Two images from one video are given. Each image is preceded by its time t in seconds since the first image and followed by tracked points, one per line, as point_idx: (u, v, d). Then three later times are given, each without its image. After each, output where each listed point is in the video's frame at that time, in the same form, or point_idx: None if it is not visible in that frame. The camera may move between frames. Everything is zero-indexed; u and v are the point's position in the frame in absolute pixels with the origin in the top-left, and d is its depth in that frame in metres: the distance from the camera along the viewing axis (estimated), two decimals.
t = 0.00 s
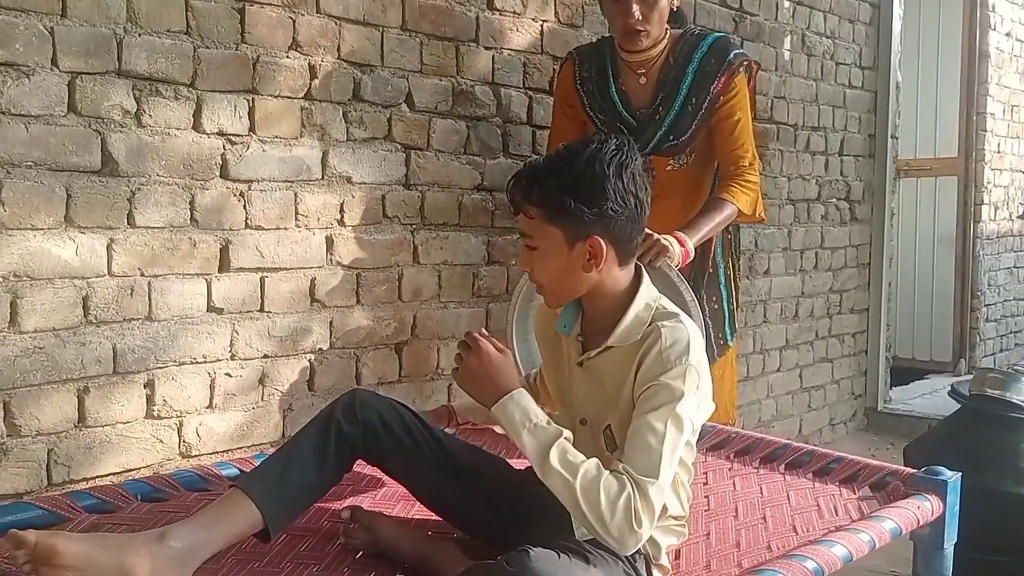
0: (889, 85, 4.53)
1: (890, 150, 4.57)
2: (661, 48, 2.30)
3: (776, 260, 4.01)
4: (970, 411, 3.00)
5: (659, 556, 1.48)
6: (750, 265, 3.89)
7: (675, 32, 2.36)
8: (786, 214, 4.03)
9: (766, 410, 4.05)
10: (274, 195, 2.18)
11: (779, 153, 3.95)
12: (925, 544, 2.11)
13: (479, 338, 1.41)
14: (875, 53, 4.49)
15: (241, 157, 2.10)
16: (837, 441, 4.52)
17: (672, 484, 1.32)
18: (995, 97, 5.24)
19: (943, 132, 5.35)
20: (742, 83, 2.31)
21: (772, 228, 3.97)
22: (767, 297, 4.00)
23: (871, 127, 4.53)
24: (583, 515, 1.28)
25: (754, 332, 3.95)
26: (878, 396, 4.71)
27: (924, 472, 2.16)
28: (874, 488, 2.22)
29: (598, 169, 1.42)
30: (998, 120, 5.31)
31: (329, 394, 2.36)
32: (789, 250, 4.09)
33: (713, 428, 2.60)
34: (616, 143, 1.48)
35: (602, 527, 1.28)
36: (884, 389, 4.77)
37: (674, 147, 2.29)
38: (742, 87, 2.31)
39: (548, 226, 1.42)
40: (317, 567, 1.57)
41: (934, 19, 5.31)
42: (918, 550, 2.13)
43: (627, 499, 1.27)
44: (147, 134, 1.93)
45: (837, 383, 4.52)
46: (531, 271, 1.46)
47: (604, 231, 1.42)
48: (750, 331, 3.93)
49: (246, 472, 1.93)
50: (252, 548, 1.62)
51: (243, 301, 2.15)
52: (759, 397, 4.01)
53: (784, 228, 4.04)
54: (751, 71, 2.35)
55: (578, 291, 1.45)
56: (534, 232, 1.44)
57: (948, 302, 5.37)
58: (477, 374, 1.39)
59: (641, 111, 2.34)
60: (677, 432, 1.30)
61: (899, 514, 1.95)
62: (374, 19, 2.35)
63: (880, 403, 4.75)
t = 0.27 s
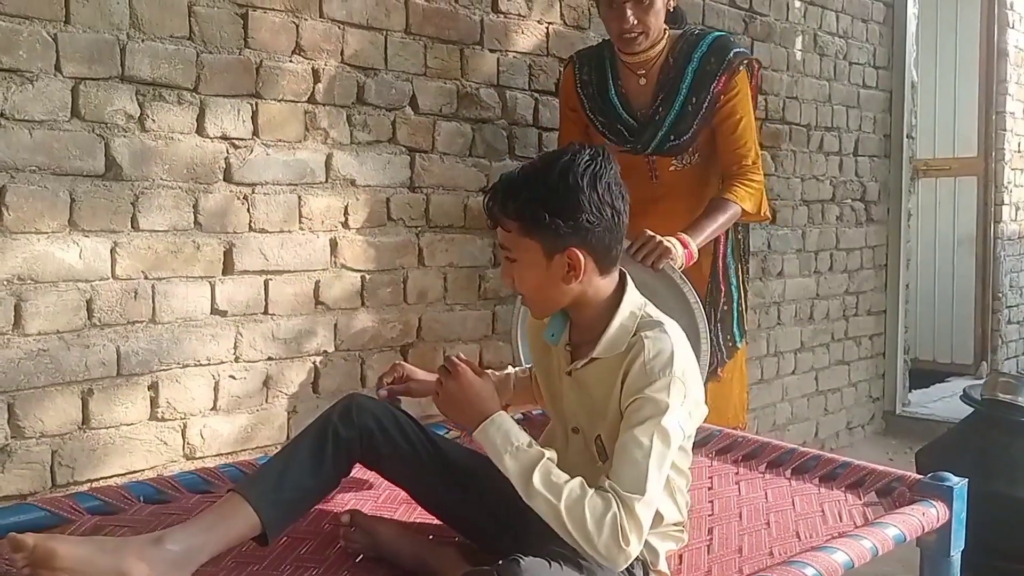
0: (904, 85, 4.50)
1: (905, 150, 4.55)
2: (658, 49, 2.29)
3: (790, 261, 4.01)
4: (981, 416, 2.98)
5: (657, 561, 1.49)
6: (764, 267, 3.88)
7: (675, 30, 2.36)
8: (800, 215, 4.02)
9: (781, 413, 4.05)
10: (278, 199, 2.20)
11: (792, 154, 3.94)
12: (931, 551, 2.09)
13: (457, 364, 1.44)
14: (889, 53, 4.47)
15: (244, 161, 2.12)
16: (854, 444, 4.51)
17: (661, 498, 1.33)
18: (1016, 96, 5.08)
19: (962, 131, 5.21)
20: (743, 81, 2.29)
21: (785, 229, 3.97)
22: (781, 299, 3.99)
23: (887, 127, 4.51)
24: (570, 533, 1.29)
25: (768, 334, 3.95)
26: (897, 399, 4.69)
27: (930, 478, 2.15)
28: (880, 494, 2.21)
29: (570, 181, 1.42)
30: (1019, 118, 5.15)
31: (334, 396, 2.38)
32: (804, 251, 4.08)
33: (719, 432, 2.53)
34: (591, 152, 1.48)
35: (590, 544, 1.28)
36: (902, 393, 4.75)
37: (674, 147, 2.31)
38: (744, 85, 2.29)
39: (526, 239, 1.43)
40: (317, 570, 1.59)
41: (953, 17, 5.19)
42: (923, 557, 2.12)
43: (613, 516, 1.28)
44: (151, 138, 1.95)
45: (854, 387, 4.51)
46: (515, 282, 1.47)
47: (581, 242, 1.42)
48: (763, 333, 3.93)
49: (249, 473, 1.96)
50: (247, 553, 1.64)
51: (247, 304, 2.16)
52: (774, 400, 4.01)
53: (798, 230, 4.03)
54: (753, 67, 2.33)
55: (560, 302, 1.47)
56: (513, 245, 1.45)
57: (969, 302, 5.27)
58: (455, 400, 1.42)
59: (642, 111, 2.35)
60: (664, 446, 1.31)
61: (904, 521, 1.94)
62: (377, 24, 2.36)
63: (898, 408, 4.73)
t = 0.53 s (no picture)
0: (915, 84, 4.47)
1: (918, 150, 4.53)
2: (659, 55, 2.28)
3: (802, 262, 3.99)
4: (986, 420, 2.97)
5: (655, 566, 1.49)
6: (776, 267, 3.87)
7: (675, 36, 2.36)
8: (811, 215, 4.01)
9: (795, 413, 4.04)
10: (282, 201, 2.20)
11: (803, 154, 3.92)
12: (933, 556, 2.08)
13: (405, 441, 1.40)
14: (899, 53, 4.45)
15: (248, 163, 2.12)
16: (869, 445, 4.50)
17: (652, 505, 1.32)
18: None
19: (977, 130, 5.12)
20: (745, 85, 2.29)
21: (796, 229, 3.95)
22: (793, 299, 3.98)
23: (899, 127, 4.49)
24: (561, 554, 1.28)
25: (780, 334, 3.93)
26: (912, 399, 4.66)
27: (932, 482, 2.13)
28: (882, 499, 2.19)
29: (565, 186, 1.44)
30: None
31: (339, 398, 2.38)
32: (815, 252, 4.06)
33: (722, 435, 2.51)
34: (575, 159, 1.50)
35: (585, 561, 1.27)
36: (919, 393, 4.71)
37: (678, 151, 2.30)
38: (745, 89, 2.29)
39: (526, 246, 1.42)
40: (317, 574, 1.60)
41: (967, 16, 5.11)
42: (925, 562, 2.11)
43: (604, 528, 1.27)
44: (153, 141, 1.96)
45: (868, 386, 4.49)
46: (509, 294, 1.45)
47: (580, 245, 1.44)
48: (775, 334, 3.91)
49: (250, 476, 1.98)
50: (245, 559, 1.65)
51: (250, 306, 2.17)
52: (787, 401, 4.00)
53: (809, 230, 4.01)
54: (753, 71, 2.33)
55: (555, 309, 1.47)
56: (508, 254, 1.43)
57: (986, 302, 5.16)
58: (415, 476, 1.38)
59: (644, 117, 2.34)
60: (652, 451, 1.31)
61: (902, 525, 1.92)
62: (381, 26, 2.37)
63: (915, 407, 4.69)
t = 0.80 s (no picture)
0: (922, 84, 4.45)
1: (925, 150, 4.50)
2: (664, 52, 2.28)
3: (809, 262, 3.97)
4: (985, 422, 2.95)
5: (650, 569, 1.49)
6: (782, 267, 3.85)
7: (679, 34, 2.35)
8: (818, 216, 3.99)
9: (801, 414, 4.02)
10: (284, 202, 2.20)
11: (809, 154, 3.91)
12: (930, 560, 2.07)
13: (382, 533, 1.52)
14: (907, 54, 4.43)
15: (249, 165, 2.12)
16: (877, 445, 4.48)
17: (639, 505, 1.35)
18: None
19: (986, 128, 4.98)
20: (748, 86, 2.28)
21: (803, 230, 3.93)
22: (799, 300, 3.96)
23: (906, 127, 4.47)
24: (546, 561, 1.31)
25: (786, 335, 3.92)
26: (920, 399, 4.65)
27: (928, 486, 2.13)
28: (878, 503, 2.18)
29: (549, 191, 1.44)
30: None
31: (341, 399, 2.38)
32: (822, 252, 4.05)
33: (723, 436, 2.49)
34: (560, 163, 1.50)
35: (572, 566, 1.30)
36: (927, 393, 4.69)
37: (680, 149, 2.29)
38: (747, 90, 2.29)
39: (514, 251, 1.42)
40: None
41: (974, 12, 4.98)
42: (922, 566, 2.10)
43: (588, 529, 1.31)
44: (154, 143, 1.96)
45: (876, 387, 4.47)
46: (503, 301, 1.46)
47: (569, 246, 1.44)
48: (782, 334, 3.90)
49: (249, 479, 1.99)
50: (244, 562, 1.65)
51: (252, 308, 2.17)
52: (794, 402, 3.98)
53: (816, 231, 3.99)
54: (756, 71, 2.33)
55: (548, 311, 1.47)
56: (499, 260, 1.44)
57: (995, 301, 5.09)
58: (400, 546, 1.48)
59: (647, 114, 2.33)
60: (638, 451, 1.33)
61: (897, 530, 1.91)
62: (384, 28, 2.36)
63: (922, 408, 4.67)
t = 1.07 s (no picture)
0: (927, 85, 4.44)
1: (930, 150, 4.49)
2: (669, 55, 2.28)
3: (812, 263, 3.96)
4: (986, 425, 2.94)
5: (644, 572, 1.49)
6: (785, 267, 3.84)
7: (685, 39, 2.34)
8: (821, 216, 3.98)
9: (804, 414, 4.02)
10: (285, 203, 2.20)
11: (813, 155, 3.90)
12: (925, 563, 2.07)
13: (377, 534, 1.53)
14: (912, 54, 4.41)
15: (250, 166, 2.12)
16: (880, 445, 4.48)
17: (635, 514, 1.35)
18: None
19: (993, 128, 4.96)
20: (752, 92, 2.28)
21: (807, 230, 3.92)
22: (803, 300, 3.95)
23: (911, 127, 4.46)
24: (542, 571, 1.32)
25: (789, 335, 3.91)
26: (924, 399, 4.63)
27: (924, 489, 2.12)
28: (875, 505, 2.18)
29: (532, 205, 1.43)
30: None
31: (341, 400, 2.38)
32: (825, 252, 4.04)
33: (722, 437, 2.50)
34: (546, 173, 1.49)
35: None
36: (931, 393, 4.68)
37: (682, 152, 2.28)
38: (750, 96, 2.29)
39: (500, 264, 1.43)
40: None
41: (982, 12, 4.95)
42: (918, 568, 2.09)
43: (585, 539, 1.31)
44: (154, 145, 1.96)
45: (879, 387, 4.47)
46: (493, 311, 1.47)
47: (554, 259, 1.43)
48: (785, 334, 3.89)
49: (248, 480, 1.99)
50: (241, 564, 1.65)
51: (252, 309, 2.17)
52: (796, 402, 3.98)
53: (820, 231, 3.98)
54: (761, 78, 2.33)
55: (539, 320, 1.48)
56: (487, 273, 1.45)
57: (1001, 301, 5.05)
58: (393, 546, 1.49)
59: (650, 116, 2.31)
60: (634, 461, 1.34)
61: (892, 533, 1.90)
62: (386, 30, 2.36)
63: (926, 407, 4.66)
